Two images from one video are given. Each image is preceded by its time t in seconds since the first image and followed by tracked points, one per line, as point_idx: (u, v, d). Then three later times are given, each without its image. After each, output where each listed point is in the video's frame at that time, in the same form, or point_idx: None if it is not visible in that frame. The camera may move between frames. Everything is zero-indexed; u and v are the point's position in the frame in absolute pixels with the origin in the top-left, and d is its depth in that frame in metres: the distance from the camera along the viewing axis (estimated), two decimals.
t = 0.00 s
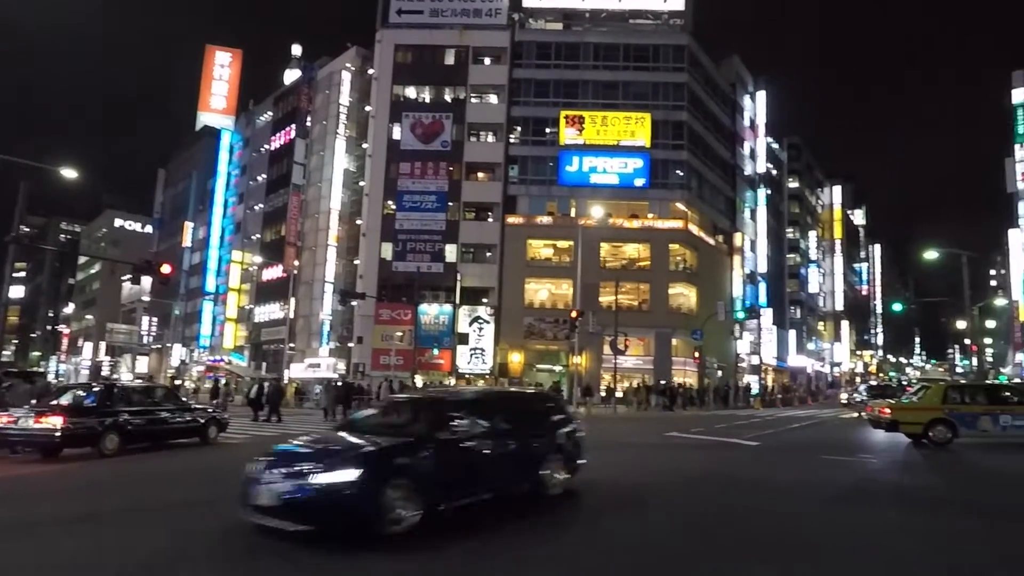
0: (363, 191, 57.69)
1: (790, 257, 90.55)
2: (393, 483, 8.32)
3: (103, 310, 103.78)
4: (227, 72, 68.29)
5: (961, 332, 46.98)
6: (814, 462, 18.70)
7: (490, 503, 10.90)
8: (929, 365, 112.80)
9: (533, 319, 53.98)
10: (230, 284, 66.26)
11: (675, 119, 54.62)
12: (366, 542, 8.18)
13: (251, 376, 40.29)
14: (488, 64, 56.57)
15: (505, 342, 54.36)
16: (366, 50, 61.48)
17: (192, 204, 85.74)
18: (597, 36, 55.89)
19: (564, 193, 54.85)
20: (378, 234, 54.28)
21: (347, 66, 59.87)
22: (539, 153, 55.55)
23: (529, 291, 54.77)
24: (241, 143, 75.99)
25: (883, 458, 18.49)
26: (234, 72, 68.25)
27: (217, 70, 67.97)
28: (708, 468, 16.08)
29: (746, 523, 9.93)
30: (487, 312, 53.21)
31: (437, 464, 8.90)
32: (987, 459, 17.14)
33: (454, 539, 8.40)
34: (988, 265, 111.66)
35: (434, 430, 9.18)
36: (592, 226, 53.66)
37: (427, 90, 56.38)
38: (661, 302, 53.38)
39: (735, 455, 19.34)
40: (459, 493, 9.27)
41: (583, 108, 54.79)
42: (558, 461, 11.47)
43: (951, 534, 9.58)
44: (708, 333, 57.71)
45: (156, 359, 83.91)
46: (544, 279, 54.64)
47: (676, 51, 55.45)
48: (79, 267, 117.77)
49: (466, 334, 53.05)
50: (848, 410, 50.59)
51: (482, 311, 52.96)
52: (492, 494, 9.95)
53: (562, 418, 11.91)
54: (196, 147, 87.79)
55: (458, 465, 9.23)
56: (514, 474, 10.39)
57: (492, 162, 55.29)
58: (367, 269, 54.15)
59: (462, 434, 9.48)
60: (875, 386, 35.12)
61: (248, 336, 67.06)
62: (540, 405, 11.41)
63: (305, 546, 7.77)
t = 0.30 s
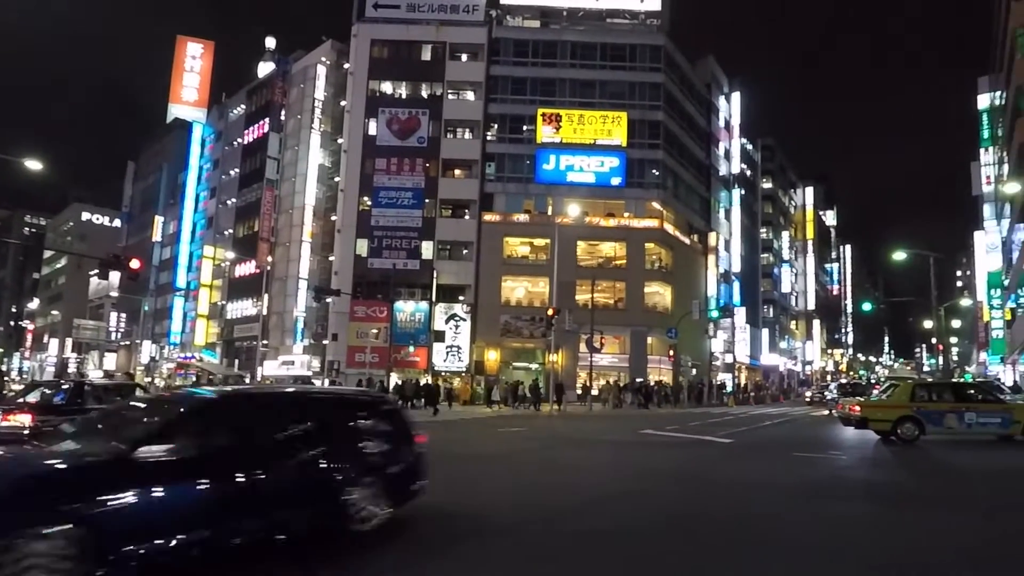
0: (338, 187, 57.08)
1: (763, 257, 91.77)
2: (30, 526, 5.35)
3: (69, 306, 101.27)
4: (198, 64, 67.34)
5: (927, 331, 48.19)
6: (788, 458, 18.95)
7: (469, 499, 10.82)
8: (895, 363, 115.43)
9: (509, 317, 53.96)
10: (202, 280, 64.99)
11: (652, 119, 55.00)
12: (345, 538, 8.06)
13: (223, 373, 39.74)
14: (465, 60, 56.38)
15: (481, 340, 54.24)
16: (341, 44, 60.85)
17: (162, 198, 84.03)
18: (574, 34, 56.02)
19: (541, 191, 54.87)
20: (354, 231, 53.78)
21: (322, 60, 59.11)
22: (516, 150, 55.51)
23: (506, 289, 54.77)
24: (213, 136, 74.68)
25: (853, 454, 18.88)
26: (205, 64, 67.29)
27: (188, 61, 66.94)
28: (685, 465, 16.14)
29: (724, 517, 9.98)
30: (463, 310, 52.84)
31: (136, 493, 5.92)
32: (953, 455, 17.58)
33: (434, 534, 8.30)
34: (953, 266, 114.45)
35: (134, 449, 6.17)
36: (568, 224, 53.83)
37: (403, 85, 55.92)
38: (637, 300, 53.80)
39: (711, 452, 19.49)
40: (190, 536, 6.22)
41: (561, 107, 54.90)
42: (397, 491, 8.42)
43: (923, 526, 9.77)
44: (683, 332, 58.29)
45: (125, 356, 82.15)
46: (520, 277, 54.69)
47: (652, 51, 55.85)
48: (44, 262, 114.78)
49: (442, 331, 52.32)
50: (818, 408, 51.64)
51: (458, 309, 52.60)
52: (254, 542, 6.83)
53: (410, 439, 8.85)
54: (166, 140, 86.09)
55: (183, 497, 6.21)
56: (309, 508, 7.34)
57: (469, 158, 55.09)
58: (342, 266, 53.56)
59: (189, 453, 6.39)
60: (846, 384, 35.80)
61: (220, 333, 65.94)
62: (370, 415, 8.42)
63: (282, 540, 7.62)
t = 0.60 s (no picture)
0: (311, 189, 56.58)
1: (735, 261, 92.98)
2: None
3: (31, 308, 98.55)
4: (169, 61, 65.96)
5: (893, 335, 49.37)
6: (759, 460, 19.27)
7: (443, 503, 10.83)
8: (863, 367, 117.78)
9: (484, 320, 53.94)
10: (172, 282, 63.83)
11: (626, 124, 55.50)
12: (316, 543, 8.03)
13: (192, 376, 39.20)
14: (441, 63, 56.25)
15: (456, 343, 54.07)
16: (316, 44, 60.32)
17: (130, 198, 82.37)
18: (550, 39, 56.28)
19: (517, 195, 54.96)
20: (328, 232, 53.28)
21: (296, 60, 58.55)
22: (491, 153, 55.57)
23: (481, 292, 54.70)
24: (183, 135, 73.39)
25: (822, 455, 19.23)
26: (175, 62, 65.94)
27: (157, 58, 65.47)
28: (657, 467, 16.30)
29: (693, 518, 10.17)
30: (438, 313, 52.63)
31: None
32: (918, 456, 18.00)
33: (407, 540, 8.31)
34: (919, 271, 117.25)
35: None
36: (544, 227, 53.99)
37: (379, 87, 55.60)
38: (612, 304, 54.15)
39: (683, 455, 19.72)
40: None
41: (537, 110, 55.09)
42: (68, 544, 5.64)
43: (885, 525, 10.04)
44: (657, 335, 58.78)
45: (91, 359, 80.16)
46: (495, 280, 54.68)
47: (627, 56, 56.38)
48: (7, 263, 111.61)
49: (417, 335, 52.32)
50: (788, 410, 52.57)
51: (433, 312, 52.38)
52: None
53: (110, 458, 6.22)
54: (135, 139, 84.45)
55: None
56: None
57: (445, 161, 54.94)
58: (315, 268, 53.00)
59: None
60: (816, 387, 36.48)
61: (189, 336, 64.67)
62: (9, 427, 5.67)
63: (253, 547, 7.58)
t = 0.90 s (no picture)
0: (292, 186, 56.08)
1: (716, 262, 93.78)
2: None
3: (3, 305, 96.37)
4: (146, 56, 64.84)
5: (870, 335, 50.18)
6: (739, 459, 19.47)
7: (428, 503, 10.81)
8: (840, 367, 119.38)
9: (466, 319, 53.86)
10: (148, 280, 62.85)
11: (608, 125, 55.76)
12: (300, 546, 7.97)
13: (170, 374, 38.89)
14: (424, 61, 56.00)
15: (438, 342, 53.92)
16: (297, 40, 59.76)
17: (106, 194, 80.95)
18: (533, 38, 56.29)
19: (499, 194, 54.94)
20: (308, 230, 52.82)
21: (277, 55, 57.97)
22: (474, 152, 55.48)
23: (463, 292, 54.59)
24: (160, 130, 72.32)
25: (801, 454, 19.45)
26: (153, 56, 64.86)
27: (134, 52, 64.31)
28: (639, 466, 16.41)
29: (675, 517, 10.29)
30: (420, 312, 52.25)
31: None
32: (895, 455, 18.24)
33: (393, 541, 8.31)
34: (894, 272, 119.07)
35: None
36: (526, 227, 54.04)
37: (361, 84, 55.22)
38: (594, 304, 54.30)
39: (665, 454, 19.88)
40: None
41: (520, 110, 55.12)
42: None
43: (863, 521, 10.19)
44: (638, 335, 59.08)
45: (66, 357, 78.65)
46: (477, 279, 54.59)
47: (610, 57, 56.60)
48: None
49: (398, 334, 51.96)
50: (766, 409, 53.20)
51: (415, 311, 51.99)
52: None
53: None
54: (110, 134, 83.01)
55: None
56: None
57: (427, 160, 54.73)
58: (296, 266, 52.53)
59: None
60: (796, 386, 36.93)
61: (167, 334, 63.73)
62: None
63: (235, 552, 7.53)
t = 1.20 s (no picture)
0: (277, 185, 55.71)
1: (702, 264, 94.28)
2: None
3: None
4: (130, 52, 64.08)
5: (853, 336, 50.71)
6: (724, 459, 19.61)
7: (417, 504, 10.82)
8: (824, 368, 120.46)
9: (453, 320, 53.75)
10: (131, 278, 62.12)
11: (596, 126, 55.97)
12: (291, 545, 8.01)
13: (153, 374, 38.54)
14: (411, 60, 55.80)
15: (424, 343, 53.74)
16: (283, 39, 59.37)
17: (87, 192, 79.90)
18: (521, 39, 56.31)
19: (486, 194, 54.92)
20: (294, 229, 52.46)
21: (263, 53, 57.58)
22: (461, 153, 55.39)
23: (450, 292, 54.48)
24: (144, 128, 71.56)
25: (785, 455, 19.63)
26: (137, 53, 64.09)
27: (117, 49, 63.55)
28: (626, 467, 16.51)
29: (664, 516, 10.39)
30: (406, 312, 52.02)
31: None
32: (878, 456, 18.45)
33: (384, 540, 8.34)
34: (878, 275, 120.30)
35: None
36: (513, 228, 54.07)
37: (347, 83, 54.95)
38: (581, 305, 54.42)
39: (651, 455, 19.98)
40: None
41: (507, 111, 55.11)
42: None
43: (847, 518, 10.32)
44: (625, 336, 59.28)
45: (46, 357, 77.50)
46: (464, 280, 54.49)
47: (598, 59, 56.77)
48: None
49: (385, 334, 51.63)
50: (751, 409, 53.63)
51: (401, 311, 51.79)
52: None
53: None
54: (93, 131, 81.94)
55: None
56: None
57: (414, 160, 54.53)
58: (281, 266, 52.15)
59: None
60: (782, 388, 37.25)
61: (149, 334, 63.01)
62: None
63: (226, 553, 7.54)
